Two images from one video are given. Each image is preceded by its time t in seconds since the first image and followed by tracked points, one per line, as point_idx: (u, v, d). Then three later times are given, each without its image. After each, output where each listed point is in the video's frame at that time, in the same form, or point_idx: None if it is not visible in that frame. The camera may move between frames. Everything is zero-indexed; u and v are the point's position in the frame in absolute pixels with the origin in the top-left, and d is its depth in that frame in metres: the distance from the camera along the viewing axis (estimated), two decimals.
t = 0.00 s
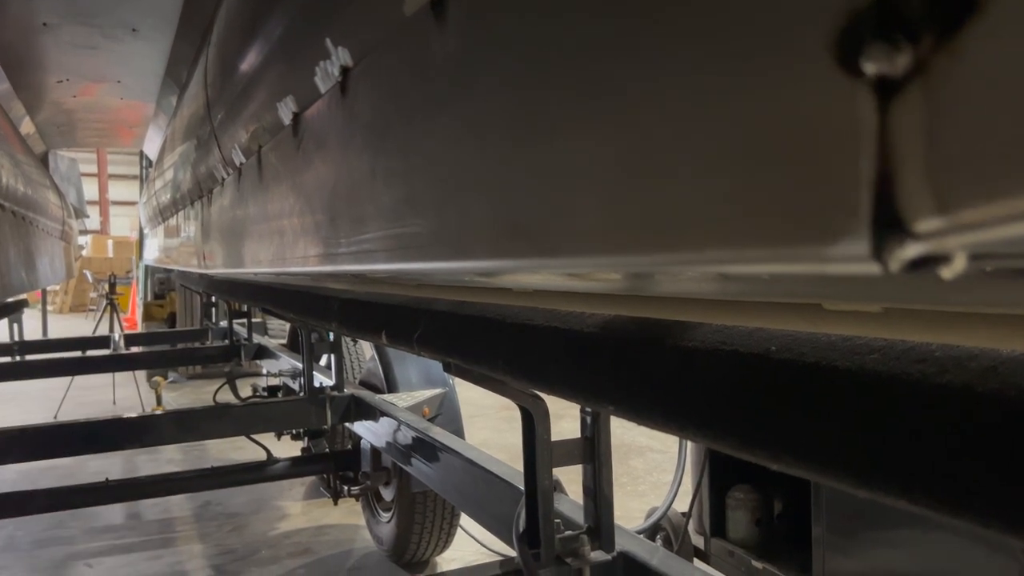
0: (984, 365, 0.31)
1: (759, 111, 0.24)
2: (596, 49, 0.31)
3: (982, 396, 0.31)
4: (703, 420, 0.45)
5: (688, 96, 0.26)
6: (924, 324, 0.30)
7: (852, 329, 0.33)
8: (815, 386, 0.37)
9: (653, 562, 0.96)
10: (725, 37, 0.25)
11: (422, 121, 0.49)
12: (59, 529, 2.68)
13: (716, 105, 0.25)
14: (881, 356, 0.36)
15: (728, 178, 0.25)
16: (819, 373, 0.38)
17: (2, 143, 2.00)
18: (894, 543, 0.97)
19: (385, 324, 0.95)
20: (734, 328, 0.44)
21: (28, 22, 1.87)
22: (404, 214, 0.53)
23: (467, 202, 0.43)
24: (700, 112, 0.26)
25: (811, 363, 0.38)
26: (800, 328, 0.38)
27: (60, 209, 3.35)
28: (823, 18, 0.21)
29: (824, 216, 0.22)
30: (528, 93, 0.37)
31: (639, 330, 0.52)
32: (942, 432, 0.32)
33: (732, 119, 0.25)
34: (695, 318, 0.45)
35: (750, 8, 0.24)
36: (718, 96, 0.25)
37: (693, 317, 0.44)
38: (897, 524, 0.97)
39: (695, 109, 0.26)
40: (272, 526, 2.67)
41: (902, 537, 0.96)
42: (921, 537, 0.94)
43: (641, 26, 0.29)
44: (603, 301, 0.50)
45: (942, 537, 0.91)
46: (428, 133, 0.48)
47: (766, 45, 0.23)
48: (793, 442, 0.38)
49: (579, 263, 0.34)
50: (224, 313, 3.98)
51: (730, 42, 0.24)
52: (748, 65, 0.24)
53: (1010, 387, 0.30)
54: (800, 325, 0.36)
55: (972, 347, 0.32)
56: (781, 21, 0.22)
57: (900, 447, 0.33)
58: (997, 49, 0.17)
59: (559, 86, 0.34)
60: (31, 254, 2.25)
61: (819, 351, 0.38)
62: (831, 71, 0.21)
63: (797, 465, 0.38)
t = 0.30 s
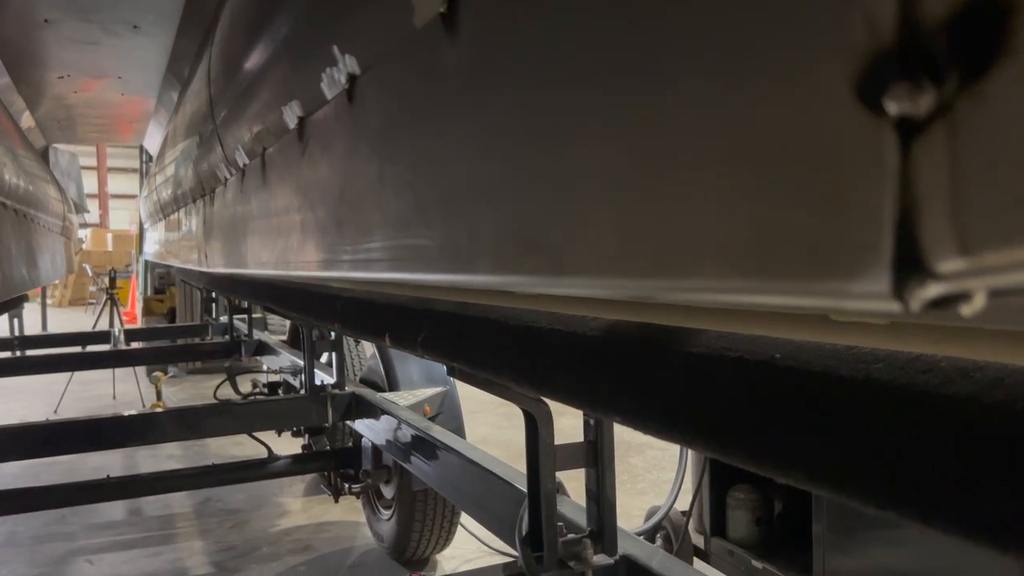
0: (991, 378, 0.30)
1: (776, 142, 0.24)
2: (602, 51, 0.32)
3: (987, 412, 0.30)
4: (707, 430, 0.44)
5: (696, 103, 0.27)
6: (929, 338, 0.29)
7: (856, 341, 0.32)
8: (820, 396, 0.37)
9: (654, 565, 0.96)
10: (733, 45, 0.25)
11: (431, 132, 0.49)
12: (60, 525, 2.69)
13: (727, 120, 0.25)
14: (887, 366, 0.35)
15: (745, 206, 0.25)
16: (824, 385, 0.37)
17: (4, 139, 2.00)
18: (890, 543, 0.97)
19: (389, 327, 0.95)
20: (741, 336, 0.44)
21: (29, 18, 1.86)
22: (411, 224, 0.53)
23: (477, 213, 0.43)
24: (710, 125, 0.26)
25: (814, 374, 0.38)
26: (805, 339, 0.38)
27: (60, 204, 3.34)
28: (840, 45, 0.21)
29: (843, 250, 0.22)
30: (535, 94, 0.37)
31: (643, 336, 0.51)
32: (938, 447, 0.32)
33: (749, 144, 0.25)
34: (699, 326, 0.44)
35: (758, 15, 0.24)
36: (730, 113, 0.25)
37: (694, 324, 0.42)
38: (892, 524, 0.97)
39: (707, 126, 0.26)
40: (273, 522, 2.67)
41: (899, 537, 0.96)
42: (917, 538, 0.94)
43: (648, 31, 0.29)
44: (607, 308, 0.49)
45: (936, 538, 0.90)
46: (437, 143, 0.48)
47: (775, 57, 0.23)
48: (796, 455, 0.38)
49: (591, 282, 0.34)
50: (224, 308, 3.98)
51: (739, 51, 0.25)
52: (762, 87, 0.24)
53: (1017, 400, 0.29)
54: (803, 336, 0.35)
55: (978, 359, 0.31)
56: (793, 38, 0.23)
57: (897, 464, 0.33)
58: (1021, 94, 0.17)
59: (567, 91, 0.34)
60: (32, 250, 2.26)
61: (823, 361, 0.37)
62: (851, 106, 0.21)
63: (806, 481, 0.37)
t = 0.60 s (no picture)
0: (992, 380, 0.31)
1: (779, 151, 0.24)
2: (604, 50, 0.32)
3: (989, 414, 0.30)
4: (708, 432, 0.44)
5: (696, 102, 0.27)
6: (931, 342, 0.29)
7: (859, 341, 0.32)
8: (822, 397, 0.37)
9: (656, 564, 0.96)
10: (733, 45, 0.25)
11: (436, 133, 0.49)
12: (63, 521, 2.70)
13: (728, 121, 0.26)
14: (889, 368, 0.35)
15: (747, 211, 0.25)
16: (825, 388, 0.37)
17: (8, 136, 2.00)
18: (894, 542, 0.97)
19: (393, 325, 0.96)
20: (743, 338, 0.44)
21: (34, 15, 1.87)
22: (415, 224, 0.53)
23: (481, 214, 0.44)
24: (711, 126, 0.26)
25: (817, 377, 0.38)
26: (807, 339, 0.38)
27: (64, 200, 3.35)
28: (840, 51, 0.21)
29: (845, 256, 0.22)
30: (537, 92, 0.37)
31: (645, 337, 0.51)
32: (937, 446, 0.32)
33: (751, 147, 0.25)
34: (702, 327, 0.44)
35: (758, 16, 0.24)
36: (732, 113, 0.25)
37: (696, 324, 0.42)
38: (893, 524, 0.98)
39: (709, 127, 0.26)
40: (276, 519, 2.68)
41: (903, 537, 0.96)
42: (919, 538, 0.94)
43: (648, 31, 0.29)
44: (609, 308, 0.49)
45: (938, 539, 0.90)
46: (441, 144, 0.48)
47: (775, 57, 0.23)
48: (798, 456, 0.38)
49: (594, 283, 0.34)
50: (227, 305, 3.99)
51: (739, 50, 0.25)
52: (762, 89, 0.24)
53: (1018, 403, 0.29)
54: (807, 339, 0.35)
55: (978, 361, 0.32)
56: (794, 40, 0.23)
57: (897, 464, 0.33)
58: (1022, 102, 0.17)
59: (568, 91, 0.35)
60: (37, 247, 2.26)
61: (826, 362, 0.38)
62: (852, 112, 0.21)
63: (808, 482, 0.38)
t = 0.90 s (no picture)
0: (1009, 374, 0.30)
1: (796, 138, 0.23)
2: (609, 45, 0.32)
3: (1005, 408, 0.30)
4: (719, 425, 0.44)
5: (698, 100, 0.27)
6: (948, 336, 0.29)
7: (872, 335, 0.32)
8: (834, 390, 0.36)
9: (662, 559, 0.96)
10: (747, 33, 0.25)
11: (445, 126, 0.48)
12: (71, 516, 2.71)
13: (742, 109, 0.25)
14: (902, 360, 0.34)
15: (766, 201, 0.25)
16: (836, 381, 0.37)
17: (15, 132, 2.01)
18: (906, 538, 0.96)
19: (400, 320, 0.95)
20: (754, 331, 0.43)
21: (41, 12, 1.87)
22: (424, 217, 0.53)
23: (490, 207, 0.43)
24: (715, 121, 0.27)
25: (828, 370, 0.37)
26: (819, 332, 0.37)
27: (71, 197, 3.35)
28: (849, 42, 0.21)
29: (866, 243, 0.21)
30: (542, 88, 0.37)
31: (654, 331, 0.51)
32: (954, 439, 0.31)
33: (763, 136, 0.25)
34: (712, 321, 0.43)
35: (757, 16, 0.25)
36: (735, 110, 0.26)
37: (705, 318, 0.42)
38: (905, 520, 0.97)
39: (713, 123, 0.27)
40: (282, 515, 2.69)
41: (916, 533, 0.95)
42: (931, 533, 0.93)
43: (660, 20, 0.29)
44: (617, 301, 0.49)
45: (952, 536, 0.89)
46: (450, 136, 0.48)
47: (782, 49, 0.24)
48: (809, 449, 0.38)
49: (606, 274, 0.34)
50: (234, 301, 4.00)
51: (744, 43, 0.25)
52: (776, 78, 0.24)
53: None
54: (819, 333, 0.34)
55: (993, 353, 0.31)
56: (799, 34, 0.23)
57: (912, 456, 0.33)
58: None
59: (578, 82, 0.34)
60: (45, 244, 2.27)
61: (837, 355, 0.37)
62: (876, 96, 0.21)
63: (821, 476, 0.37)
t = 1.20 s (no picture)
0: (1012, 365, 0.30)
1: (795, 123, 0.23)
2: (611, 34, 0.32)
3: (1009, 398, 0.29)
4: (721, 417, 0.44)
5: (696, 90, 0.27)
6: (951, 326, 0.29)
7: (874, 326, 0.31)
8: (836, 383, 0.36)
9: (666, 553, 0.96)
10: (748, 17, 0.25)
11: (446, 117, 0.48)
12: (77, 512, 2.72)
13: (743, 93, 0.25)
14: (904, 353, 0.34)
15: (766, 185, 0.25)
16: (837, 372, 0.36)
17: (20, 129, 2.01)
18: (911, 533, 0.96)
19: (402, 315, 0.95)
20: (756, 324, 0.43)
21: (45, 9, 1.87)
22: (425, 209, 0.52)
23: (491, 199, 0.43)
24: (713, 112, 0.27)
25: (830, 361, 0.37)
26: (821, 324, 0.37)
27: (76, 194, 3.36)
28: (849, 28, 0.21)
29: (869, 225, 0.21)
30: (542, 79, 0.37)
31: (655, 325, 0.50)
32: (959, 431, 0.31)
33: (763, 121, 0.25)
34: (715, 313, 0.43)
35: None
36: (734, 99, 0.26)
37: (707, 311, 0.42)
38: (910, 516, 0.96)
39: (711, 112, 0.27)
40: (287, 511, 2.69)
41: (920, 529, 0.95)
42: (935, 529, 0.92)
43: (661, 6, 0.29)
44: (618, 295, 0.49)
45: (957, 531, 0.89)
46: (451, 127, 0.47)
47: (783, 32, 0.23)
48: (811, 440, 0.37)
49: (606, 261, 0.34)
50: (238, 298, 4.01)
51: (745, 28, 0.25)
52: (777, 61, 0.24)
53: None
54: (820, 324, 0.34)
55: (995, 346, 0.31)
56: (798, 22, 0.23)
57: (918, 448, 0.32)
58: None
59: (580, 71, 0.34)
60: (49, 241, 2.27)
61: (839, 348, 0.37)
62: (877, 77, 0.20)
63: (824, 467, 0.37)
